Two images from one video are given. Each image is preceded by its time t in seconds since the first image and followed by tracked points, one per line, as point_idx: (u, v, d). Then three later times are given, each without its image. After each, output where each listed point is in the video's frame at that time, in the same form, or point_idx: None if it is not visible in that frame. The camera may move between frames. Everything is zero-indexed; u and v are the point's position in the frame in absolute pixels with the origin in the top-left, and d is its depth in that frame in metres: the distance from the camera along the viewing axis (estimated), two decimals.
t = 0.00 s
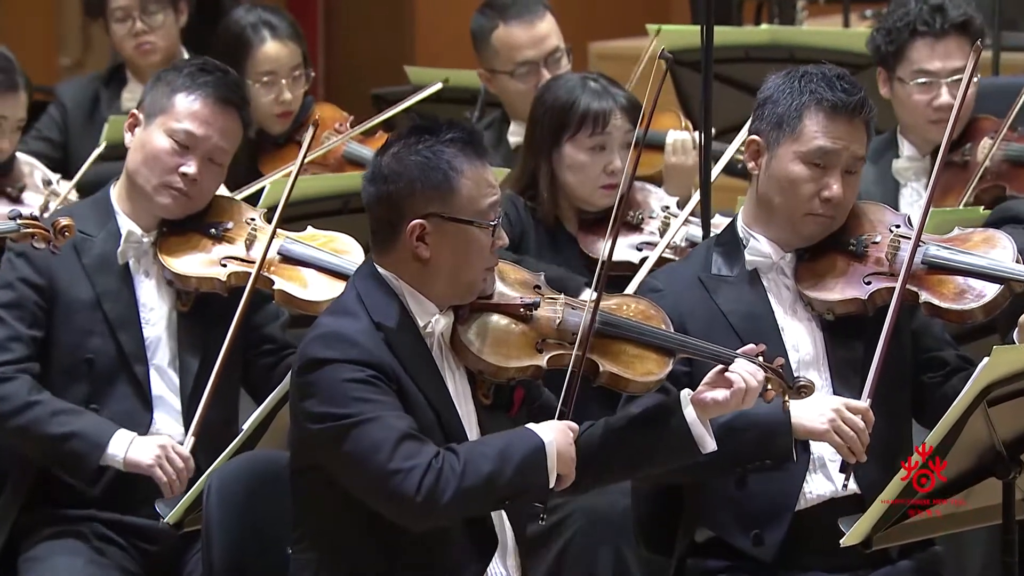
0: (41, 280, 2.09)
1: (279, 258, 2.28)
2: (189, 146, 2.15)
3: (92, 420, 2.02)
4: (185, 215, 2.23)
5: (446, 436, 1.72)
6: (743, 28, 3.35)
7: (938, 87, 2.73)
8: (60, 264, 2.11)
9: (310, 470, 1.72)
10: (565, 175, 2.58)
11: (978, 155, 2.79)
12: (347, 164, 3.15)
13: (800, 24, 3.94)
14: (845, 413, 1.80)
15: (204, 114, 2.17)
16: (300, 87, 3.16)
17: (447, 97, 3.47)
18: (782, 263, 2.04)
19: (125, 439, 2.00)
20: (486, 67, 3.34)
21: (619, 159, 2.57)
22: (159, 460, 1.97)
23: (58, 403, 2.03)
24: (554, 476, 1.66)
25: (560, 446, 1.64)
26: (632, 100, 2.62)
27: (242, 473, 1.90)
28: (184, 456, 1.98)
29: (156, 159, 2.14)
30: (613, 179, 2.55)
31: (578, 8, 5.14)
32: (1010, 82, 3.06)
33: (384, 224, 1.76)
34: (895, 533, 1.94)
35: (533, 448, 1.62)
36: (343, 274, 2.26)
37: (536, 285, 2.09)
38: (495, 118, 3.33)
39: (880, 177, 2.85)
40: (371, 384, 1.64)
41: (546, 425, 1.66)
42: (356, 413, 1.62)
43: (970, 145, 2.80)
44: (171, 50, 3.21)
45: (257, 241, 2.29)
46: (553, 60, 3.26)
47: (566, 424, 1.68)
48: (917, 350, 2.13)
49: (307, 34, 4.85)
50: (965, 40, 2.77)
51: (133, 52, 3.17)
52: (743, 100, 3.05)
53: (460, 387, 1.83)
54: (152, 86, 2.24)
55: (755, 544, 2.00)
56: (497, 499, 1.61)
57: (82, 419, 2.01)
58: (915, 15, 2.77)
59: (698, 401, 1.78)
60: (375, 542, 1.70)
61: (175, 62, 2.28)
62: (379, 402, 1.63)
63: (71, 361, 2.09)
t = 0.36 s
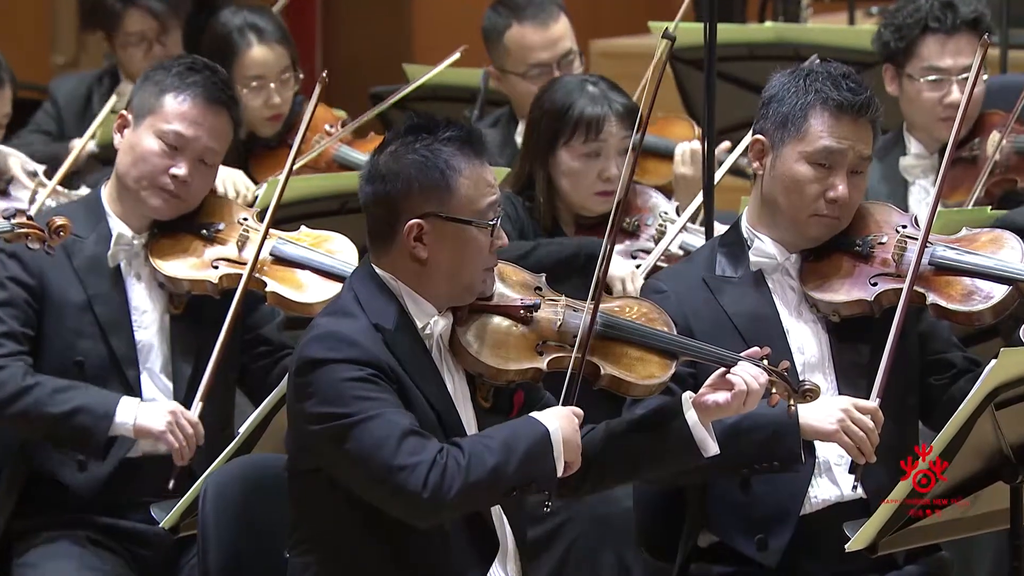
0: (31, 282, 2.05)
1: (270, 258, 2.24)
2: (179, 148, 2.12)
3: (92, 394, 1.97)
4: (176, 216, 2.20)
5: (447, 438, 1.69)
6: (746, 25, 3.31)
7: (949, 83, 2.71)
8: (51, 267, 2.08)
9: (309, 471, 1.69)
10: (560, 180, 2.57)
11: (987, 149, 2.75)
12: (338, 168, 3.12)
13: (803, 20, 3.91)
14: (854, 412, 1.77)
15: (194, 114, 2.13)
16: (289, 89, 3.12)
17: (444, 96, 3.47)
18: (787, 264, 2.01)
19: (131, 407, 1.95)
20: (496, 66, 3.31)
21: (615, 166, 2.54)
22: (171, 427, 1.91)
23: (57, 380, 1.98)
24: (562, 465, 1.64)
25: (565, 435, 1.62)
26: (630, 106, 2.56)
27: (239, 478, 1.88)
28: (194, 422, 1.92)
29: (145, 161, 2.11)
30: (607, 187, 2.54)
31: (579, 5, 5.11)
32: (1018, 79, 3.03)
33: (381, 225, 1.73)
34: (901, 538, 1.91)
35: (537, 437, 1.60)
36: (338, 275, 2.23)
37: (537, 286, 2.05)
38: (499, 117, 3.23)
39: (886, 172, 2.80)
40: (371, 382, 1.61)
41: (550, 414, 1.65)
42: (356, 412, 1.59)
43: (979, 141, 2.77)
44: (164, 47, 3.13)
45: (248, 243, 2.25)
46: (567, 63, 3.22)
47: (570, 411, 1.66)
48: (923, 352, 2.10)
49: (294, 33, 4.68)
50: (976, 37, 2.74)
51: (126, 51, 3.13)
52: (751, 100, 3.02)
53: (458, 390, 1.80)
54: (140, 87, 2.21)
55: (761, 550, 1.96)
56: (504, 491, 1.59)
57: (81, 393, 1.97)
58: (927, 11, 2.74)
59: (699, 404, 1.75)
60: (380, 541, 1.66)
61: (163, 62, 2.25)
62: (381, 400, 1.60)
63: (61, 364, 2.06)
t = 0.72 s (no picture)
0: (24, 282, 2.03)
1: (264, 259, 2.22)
2: (172, 148, 2.10)
3: (103, 358, 1.93)
4: (169, 217, 2.17)
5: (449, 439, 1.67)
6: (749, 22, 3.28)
7: (964, 85, 2.64)
8: (45, 267, 2.06)
9: (308, 473, 1.66)
10: (549, 177, 2.54)
11: (998, 151, 2.72)
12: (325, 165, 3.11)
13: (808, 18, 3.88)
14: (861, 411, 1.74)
15: (186, 115, 2.11)
16: (272, 86, 3.02)
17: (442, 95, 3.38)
18: (791, 265, 1.98)
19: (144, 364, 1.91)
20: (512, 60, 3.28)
21: (606, 167, 2.51)
22: (190, 384, 1.88)
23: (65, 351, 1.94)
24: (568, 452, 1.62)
25: (570, 421, 1.60)
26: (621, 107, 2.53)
27: (236, 482, 1.85)
28: (211, 379, 1.90)
29: (137, 162, 2.08)
30: (597, 186, 2.51)
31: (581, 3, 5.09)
32: None
33: (377, 225, 1.71)
34: (906, 543, 1.88)
35: (541, 425, 1.58)
36: (335, 275, 2.20)
37: (537, 286, 2.03)
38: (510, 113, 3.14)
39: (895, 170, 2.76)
40: (369, 379, 1.59)
41: (554, 400, 1.62)
42: (357, 410, 1.56)
43: (991, 142, 2.74)
44: (159, 49, 3.13)
45: (242, 243, 2.22)
46: (584, 59, 3.20)
47: (574, 396, 1.64)
48: (929, 354, 2.07)
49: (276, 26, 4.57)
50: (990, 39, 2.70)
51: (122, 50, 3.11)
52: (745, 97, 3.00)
53: (458, 392, 1.78)
54: (133, 87, 2.19)
55: (764, 554, 1.93)
56: (510, 482, 1.56)
57: (94, 358, 1.93)
58: (944, 10, 2.68)
59: (701, 404, 1.72)
60: (380, 541, 1.63)
61: (156, 61, 2.23)
62: (381, 396, 1.58)
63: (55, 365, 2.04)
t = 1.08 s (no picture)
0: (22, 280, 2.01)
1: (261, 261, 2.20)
2: (167, 150, 2.08)
3: (114, 328, 1.91)
4: (164, 218, 2.15)
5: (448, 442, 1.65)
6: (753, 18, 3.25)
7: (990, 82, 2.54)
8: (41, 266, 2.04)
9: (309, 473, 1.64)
10: (550, 168, 2.50)
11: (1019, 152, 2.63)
12: (313, 151, 3.10)
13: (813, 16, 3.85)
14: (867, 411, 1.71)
15: (181, 116, 2.09)
16: (257, 75, 2.98)
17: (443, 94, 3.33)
18: (793, 266, 1.96)
19: (159, 330, 1.91)
20: (518, 52, 3.23)
21: (608, 155, 2.48)
22: (211, 348, 1.91)
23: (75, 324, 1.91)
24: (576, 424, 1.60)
25: (575, 395, 1.59)
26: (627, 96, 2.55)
27: (233, 485, 1.83)
28: (229, 346, 1.93)
29: (132, 165, 2.06)
30: (600, 176, 2.47)
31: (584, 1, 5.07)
32: None
33: (370, 224, 1.68)
34: (910, 547, 1.86)
35: (546, 401, 1.55)
36: (333, 276, 2.17)
37: (534, 283, 1.98)
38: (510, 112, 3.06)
39: (908, 166, 2.63)
40: (370, 370, 1.57)
41: (558, 375, 1.61)
42: (361, 401, 1.54)
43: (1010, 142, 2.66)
44: (156, 38, 3.08)
45: (238, 244, 2.19)
46: (584, 35, 3.18)
47: (575, 369, 1.63)
48: (933, 355, 2.05)
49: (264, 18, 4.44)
50: None
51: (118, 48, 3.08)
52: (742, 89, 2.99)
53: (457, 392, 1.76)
54: (127, 87, 2.17)
55: (766, 558, 1.90)
56: (519, 462, 1.54)
57: (105, 330, 1.91)
58: (977, 5, 2.57)
59: (702, 399, 1.67)
60: (383, 536, 1.60)
61: (151, 61, 2.21)
62: (383, 387, 1.55)
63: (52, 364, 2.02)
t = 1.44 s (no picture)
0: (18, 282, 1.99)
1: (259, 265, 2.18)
2: (163, 150, 2.06)
3: (118, 324, 1.88)
4: (161, 220, 2.13)
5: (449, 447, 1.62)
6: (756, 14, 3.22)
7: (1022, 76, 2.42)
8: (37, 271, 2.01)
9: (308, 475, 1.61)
10: (542, 164, 2.47)
11: None
12: (303, 139, 2.95)
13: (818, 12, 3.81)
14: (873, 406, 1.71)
15: (178, 116, 2.07)
16: (247, 67, 2.91)
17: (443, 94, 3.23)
18: (797, 266, 1.93)
19: (164, 324, 1.88)
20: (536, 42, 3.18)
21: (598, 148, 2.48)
22: (218, 339, 1.89)
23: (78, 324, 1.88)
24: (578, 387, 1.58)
25: (573, 363, 1.55)
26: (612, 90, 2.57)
27: (230, 489, 1.80)
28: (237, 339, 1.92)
29: (128, 165, 2.04)
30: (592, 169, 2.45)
31: None
32: None
33: (362, 224, 1.66)
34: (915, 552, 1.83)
35: (544, 375, 1.52)
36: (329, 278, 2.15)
37: (531, 281, 1.91)
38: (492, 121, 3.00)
39: (926, 166, 2.48)
40: (370, 369, 1.54)
41: (557, 340, 1.57)
42: (361, 400, 1.52)
43: None
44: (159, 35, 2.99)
45: (235, 247, 2.18)
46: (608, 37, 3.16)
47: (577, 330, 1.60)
48: (937, 359, 2.02)
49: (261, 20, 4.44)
50: None
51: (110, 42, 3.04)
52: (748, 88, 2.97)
53: (458, 392, 1.73)
54: (123, 87, 2.15)
55: (769, 563, 1.87)
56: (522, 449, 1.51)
57: (108, 327, 1.88)
58: None
59: (675, 384, 1.71)
60: (387, 533, 1.57)
61: (147, 60, 2.19)
62: (383, 385, 1.53)
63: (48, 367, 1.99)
